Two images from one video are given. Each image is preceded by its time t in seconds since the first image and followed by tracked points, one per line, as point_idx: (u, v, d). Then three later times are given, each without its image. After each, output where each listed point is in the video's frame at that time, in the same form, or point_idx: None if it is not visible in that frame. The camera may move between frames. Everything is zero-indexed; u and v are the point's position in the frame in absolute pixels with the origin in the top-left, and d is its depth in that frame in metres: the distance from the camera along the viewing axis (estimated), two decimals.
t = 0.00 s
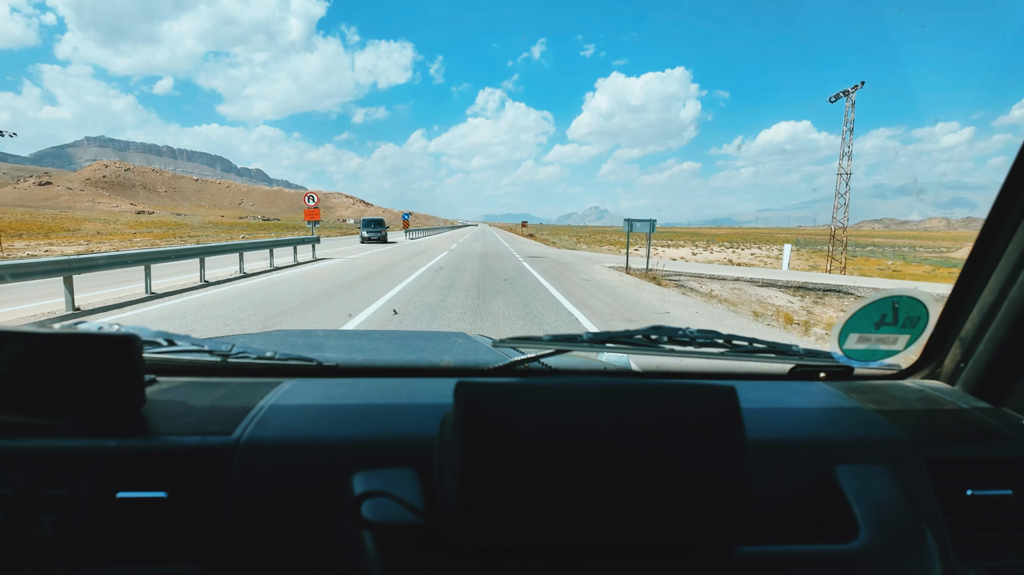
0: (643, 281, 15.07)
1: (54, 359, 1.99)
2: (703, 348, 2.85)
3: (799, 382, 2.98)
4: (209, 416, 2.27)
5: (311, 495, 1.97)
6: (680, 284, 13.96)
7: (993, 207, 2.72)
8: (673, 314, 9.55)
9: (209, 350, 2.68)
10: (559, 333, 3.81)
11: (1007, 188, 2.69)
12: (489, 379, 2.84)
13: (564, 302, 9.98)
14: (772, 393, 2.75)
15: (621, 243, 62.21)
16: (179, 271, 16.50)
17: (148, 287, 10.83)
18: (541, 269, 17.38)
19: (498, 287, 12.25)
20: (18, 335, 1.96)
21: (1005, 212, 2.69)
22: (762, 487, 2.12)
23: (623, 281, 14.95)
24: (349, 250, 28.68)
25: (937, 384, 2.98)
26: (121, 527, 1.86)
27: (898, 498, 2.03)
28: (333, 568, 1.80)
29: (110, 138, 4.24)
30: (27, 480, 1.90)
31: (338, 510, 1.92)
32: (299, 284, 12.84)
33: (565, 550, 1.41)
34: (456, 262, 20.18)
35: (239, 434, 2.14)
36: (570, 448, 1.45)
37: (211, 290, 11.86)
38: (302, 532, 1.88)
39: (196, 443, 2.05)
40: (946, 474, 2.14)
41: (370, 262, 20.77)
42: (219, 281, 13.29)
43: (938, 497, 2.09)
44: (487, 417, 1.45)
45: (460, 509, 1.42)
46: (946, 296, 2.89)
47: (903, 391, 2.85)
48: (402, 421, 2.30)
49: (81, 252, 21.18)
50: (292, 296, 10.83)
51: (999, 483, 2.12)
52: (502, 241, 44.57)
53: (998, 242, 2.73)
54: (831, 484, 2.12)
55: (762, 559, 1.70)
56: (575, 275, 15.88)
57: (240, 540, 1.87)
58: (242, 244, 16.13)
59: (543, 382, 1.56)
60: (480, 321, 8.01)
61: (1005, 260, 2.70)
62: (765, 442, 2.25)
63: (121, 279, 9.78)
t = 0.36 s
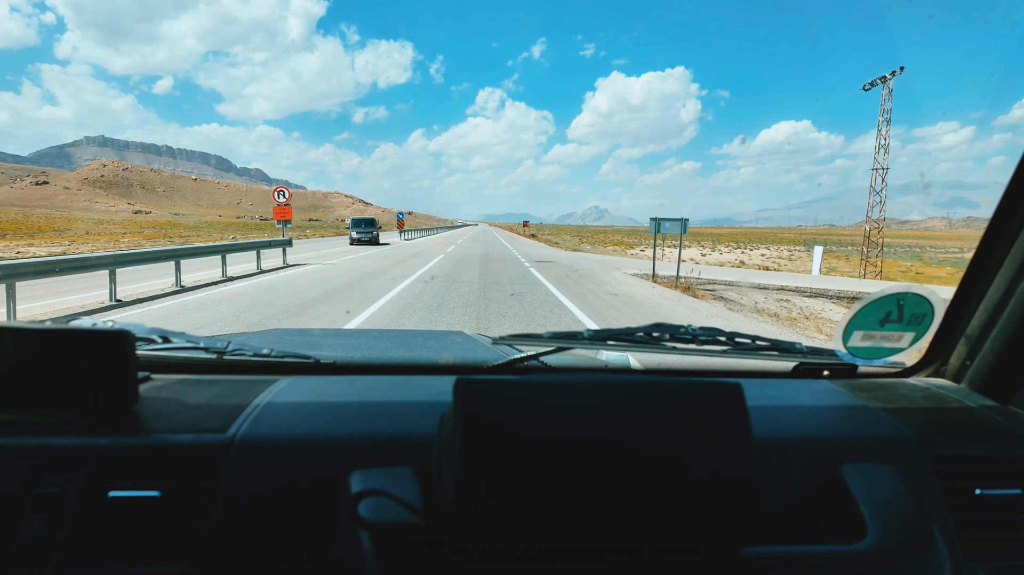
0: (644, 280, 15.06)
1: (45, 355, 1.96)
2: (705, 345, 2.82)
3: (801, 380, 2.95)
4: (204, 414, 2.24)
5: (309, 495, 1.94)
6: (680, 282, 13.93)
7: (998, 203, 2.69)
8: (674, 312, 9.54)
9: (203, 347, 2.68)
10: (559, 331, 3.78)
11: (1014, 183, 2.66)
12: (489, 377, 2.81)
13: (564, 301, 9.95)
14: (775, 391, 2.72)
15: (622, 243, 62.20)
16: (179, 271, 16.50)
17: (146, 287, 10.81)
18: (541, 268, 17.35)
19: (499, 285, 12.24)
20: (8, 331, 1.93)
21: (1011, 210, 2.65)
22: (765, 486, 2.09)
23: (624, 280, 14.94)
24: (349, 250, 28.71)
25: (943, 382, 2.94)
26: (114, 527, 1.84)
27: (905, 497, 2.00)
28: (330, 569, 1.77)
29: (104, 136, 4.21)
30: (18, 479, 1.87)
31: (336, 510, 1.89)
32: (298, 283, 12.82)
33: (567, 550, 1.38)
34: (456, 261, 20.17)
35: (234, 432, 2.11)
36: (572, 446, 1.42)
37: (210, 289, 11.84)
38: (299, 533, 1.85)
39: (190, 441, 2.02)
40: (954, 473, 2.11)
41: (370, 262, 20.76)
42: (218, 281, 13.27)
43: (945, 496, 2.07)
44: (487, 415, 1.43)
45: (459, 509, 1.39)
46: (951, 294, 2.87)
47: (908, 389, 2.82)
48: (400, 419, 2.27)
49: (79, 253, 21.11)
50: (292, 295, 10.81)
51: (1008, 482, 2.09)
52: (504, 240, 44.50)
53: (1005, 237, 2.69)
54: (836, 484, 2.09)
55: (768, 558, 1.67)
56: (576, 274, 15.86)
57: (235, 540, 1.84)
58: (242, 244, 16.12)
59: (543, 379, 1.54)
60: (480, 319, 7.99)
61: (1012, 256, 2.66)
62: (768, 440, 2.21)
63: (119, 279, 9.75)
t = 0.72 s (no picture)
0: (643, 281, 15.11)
1: (37, 358, 1.97)
2: (699, 347, 2.82)
3: (795, 382, 2.96)
4: (196, 416, 2.24)
5: (301, 497, 1.95)
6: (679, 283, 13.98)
7: (992, 204, 2.70)
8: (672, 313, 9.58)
9: (196, 350, 2.66)
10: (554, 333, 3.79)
11: (1007, 185, 2.67)
12: (483, 378, 2.81)
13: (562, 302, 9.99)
14: (769, 393, 2.73)
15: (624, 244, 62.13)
16: (178, 272, 16.54)
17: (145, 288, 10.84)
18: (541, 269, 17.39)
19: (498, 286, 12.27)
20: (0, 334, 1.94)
21: (1003, 211, 2.67)
22: (757, 488, 2.09)
23: (623, 280, 14.97)
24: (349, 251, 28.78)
25: (935, 384, 2.92)
26: (105, 529, 1.84)
27: (896, 499, 2.01)
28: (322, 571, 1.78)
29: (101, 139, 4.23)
30: (10, 481, 1.88)
31: (327, 512, 1.90)
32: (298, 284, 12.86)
33: (555, 553, 1.39)
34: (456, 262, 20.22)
35: (226, 434, 2.11)
36: (560, 448, 1.42)
37: (209, 290, 11.87)
38: (292, 536, 1.86)
39: (182, 444, 2.02)
40: (946, 475, 2.12)
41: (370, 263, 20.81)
42: (218, 282, 13.31)
43: (937, 498, 2.07)
44: (476, 417, 1.43)
45: (445, 510, 1.39)
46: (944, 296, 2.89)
47: (900, 391, 2.82)
48: (392, 421, 2.27)
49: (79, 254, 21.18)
50: (291, 297, 10.85)
51: (998, 484, 2.10)
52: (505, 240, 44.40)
53: (997, 239, 2.71)
54: (828, 486, 2.09)
55: (758, 561, 1.67)
56: (575, 274, 15.90)
57: (227, 542, 1.85)
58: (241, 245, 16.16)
59: (532, 382, 1.54)
60: (478, 321, 8.02)
61: (1004, 258, 2.68)
62: (761, 442, 2.22)
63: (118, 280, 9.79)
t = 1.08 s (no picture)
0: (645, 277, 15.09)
1: (46, 356, 1.95)
2: (711, 343, 2.81)
3: (809, 378, 2.95)
4: (206, 414, 2.23)
5: (313, 494, 1.93)
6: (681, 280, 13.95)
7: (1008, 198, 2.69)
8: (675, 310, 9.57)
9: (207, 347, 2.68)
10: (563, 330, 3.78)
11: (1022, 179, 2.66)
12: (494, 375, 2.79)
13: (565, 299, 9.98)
14: (783, 389, 2.71)
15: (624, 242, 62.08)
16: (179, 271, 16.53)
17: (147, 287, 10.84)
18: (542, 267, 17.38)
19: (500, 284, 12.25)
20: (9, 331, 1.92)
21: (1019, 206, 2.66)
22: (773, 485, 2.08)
23: (625, 277, 14.94)
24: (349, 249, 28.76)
25: (951, 379, 2.94)
26: (117, 527, 1.83)
27: (915, 496, 2.00)
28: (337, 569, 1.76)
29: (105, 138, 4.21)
30: (20, 479, 1.87)
31: (340, 510, 1.88)
32: (299, 283, 12.85)
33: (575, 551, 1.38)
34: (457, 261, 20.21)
35: (238, 432, 2.10)
36: (578, 444, 1.41)
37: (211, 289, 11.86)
38: (305, 533, 1.84)
39: (194, 441, 2.01)
40: (965, 472, 2.11)
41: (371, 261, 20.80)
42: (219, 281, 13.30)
43: (956, 495, 2.06)
44: (493, 414, 1.42)
45: (463, 508, 1.38)
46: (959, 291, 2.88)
47: (915, 387, 2.81)
48: (405, 418, 2.26)
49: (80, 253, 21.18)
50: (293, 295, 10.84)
51: (1017, 481, 2.09)
52: (509, 241, 44.40)
53: (1014, 233, 2.70)
54: (845, 482, 2.08)
55: (779, 558, 1.67)
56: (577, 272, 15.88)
57: (240, 539, 1.84)
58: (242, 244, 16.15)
59: (549, 378, 1.53)
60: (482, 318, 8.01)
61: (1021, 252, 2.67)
62: (777, 439, 2.20)
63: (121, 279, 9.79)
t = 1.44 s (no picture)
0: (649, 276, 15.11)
1: (81, 359, 1.98)
2: (733, 342, 2.82)
3: (834, 374, 2.97)
4: (232, 415, 2.24)
5: (335, 494, 1.95)
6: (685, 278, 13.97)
7: None
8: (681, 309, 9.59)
9: (230, 349, 2.70)
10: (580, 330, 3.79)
11: None
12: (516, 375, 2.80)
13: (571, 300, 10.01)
14: (806, 386, 2.72)
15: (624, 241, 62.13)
16: (183, 271, 16.55)
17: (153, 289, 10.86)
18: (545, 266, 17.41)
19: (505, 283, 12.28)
20: (44, 336, 1.95)
21: None
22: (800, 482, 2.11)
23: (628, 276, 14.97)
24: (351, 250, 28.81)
25: (978, 375, 3.00)
26: (149, 527, 1.85)
27: (944, 493, 2.03)
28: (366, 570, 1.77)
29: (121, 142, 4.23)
30: (52, 481, 1.88)
31: (365, 508, 1.90)
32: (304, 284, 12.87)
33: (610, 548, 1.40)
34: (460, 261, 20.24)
35: (264, 432, 2.11)
36: (604, 443, 1.43)
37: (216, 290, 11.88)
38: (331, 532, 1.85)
39: (222, 442, 2.02)
40: (994, 470, 2.13)
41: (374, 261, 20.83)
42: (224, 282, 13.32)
43: (987, 492, 2.08)
44: (519, 414, 1.43)
45: (491, 508, 1.39)
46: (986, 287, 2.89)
47: (941, 382, 2.84)
48: (430, 418, 2.27)
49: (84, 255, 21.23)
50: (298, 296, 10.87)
51: None
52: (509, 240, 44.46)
53: None
54: (875, 480, 2.11)
55: (803, 557, 1.74)
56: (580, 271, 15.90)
57: (267, 537, 1.84)
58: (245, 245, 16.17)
59: (573, 377, 1.55)
60: (489, 319, 8.04)
61: None
62: (803, 437, 2.22)
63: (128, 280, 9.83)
